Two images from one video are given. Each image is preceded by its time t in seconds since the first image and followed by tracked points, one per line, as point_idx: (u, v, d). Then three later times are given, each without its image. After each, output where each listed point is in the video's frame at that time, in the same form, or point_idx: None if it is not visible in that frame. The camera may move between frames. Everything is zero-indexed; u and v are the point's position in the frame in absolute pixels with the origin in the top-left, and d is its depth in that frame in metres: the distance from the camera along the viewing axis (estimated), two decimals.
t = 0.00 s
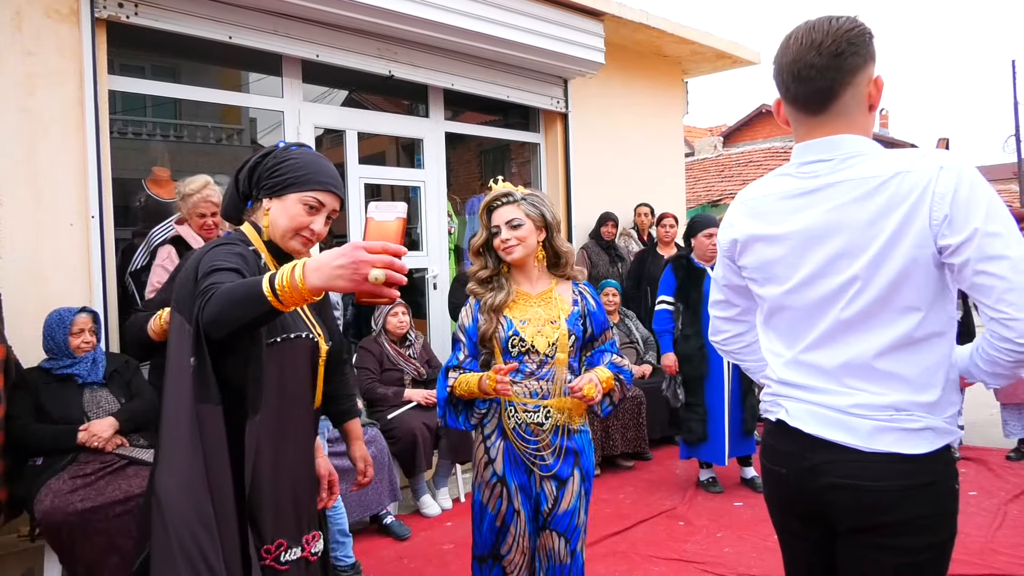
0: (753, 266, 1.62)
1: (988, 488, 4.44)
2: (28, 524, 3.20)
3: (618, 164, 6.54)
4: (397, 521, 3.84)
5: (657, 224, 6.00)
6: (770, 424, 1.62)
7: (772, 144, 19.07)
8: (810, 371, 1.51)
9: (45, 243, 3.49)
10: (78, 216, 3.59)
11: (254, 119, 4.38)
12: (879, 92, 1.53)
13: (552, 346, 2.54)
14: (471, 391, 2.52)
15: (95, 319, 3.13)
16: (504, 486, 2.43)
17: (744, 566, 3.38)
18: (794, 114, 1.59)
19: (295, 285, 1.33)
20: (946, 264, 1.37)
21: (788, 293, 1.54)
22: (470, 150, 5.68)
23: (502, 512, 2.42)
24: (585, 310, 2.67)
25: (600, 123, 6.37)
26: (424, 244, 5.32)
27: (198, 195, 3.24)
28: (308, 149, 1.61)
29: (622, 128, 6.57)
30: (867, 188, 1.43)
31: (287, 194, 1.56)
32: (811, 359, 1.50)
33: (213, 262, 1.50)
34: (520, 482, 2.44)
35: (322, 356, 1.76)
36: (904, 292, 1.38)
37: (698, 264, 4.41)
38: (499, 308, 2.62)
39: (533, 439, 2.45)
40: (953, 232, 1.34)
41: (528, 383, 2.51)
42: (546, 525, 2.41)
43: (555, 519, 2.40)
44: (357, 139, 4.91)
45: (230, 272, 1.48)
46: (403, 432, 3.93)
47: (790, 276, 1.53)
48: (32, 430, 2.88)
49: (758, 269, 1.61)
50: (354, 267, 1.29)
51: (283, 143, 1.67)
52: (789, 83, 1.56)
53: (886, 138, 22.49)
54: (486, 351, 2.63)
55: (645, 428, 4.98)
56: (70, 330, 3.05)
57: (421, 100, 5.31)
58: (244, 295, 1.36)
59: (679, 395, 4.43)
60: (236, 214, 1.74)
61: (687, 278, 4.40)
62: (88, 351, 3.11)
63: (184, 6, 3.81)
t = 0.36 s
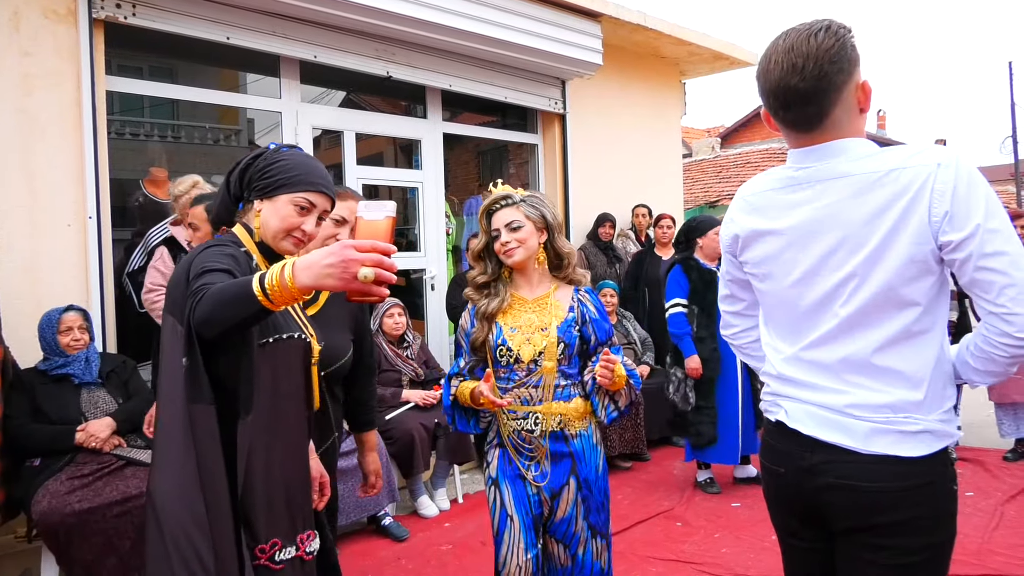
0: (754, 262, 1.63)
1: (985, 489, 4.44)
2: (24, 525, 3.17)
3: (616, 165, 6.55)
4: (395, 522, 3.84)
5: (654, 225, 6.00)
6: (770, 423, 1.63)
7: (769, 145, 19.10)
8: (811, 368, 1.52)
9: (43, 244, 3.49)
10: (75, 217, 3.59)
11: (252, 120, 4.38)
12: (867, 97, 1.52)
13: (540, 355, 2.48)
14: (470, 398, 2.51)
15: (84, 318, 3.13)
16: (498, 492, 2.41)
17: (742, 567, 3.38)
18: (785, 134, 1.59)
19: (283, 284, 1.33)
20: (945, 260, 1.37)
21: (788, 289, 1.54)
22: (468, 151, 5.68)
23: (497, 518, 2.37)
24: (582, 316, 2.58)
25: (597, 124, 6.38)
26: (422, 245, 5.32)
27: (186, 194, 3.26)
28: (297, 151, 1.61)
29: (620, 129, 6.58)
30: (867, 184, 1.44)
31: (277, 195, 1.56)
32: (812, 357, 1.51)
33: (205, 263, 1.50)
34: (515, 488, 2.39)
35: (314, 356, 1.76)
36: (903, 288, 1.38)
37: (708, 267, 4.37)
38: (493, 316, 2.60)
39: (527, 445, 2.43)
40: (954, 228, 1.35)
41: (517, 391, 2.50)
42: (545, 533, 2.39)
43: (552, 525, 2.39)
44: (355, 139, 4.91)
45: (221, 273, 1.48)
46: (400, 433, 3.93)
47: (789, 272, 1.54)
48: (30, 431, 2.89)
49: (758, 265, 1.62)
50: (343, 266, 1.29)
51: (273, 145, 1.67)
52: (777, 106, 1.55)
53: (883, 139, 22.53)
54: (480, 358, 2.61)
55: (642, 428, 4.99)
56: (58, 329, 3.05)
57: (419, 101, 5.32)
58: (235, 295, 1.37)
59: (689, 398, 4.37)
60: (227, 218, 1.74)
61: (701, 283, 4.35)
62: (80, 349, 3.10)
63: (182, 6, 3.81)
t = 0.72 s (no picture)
0: (763, 270, 1.60)
1: (983, 490, 4.45)
2: (22, 526, 3.19)
3: (614, 166, 6.56)
4: (393, 523, 3.82)
5: (652, 225, 6.00)
6: (781, 430, 1.62)
7: (767, 145, 19.11)
8: (824, 377, 1.50)
9: (41, 245, 3.49)
10: (74, 217, 3.59)
11: (250, 120, 4.37)
12: (883, 103, 1.54)
13: (518, 358, 2.35)
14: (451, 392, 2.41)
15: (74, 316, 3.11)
16: (474, 495, 2.31)
17: (740, 568, 3.38)
18: (800, 134, 1.61)
19: (276, 284, 1.32)
20: (968, 269, 1.39)
21: (804, 297, 1.52)
22: (467, 151, 5.68)
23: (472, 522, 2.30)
24: (569, 320, 2.40)
25: (596, 125, 6.38)
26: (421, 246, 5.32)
27: (189, 194, 3.25)
28: (293, 151, 1.61)
29: (618, 129, 6.58)
30: (887, 193, 1.43)
31: (273, 195, 1.56)
32: (826, 366, 1.49)
33: (199, 263, 1.50)
34: (488, 493, 2.29)
35: (311, 356, 1.76)
36: (927, 296, 1.39)
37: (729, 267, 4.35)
38: (480, 315, 2.51)
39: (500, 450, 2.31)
40: (981, 239, 1.37)
41: (496, 392, 2.38)
42: (518, 542, 2.27)
43: (526, 533, 2.26)
44: (353, 140, 4.91)
45: (216, 274, 1.48)
46: (398, 433, 3.93)
47: (804, 280, 1.51)
48: (29, 431, 2.88)
49: (768, 273, 1.59)
50: (335, 265, 1.29)
51: (268, 146, 1.67)
52: (792, 108, 1.57)
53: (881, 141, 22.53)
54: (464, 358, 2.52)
55: (641, 429, 4.99)
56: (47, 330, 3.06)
57: (417, 101, 5.31)
58: (228, 295, 1.37)
59: (716, 397, 4.32)
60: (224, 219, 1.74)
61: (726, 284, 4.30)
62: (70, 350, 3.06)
63: (180, 6, 3.81)
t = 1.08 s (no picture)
0: (774, 286, 1.62)
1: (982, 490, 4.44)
2: (20, 526, 3.21)
3: (613, 165, 6.56)
4: (391, 523, 3.82)
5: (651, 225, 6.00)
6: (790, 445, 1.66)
7: (766, 145, 19.10)
8: (837, 392, 1.54)
9: (38, 245, 3.48)
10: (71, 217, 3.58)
11: (248, 120, 4.37)
12: (897, 119, 1.64)
13: (517, 367, 2.32)
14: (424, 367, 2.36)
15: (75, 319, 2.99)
16: (462, 499, 2.32)
17: (739, 568, 3.38)
18: (815, 130, 1.66)
19: (263, 281, 1.33)
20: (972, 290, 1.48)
21: (818, 314, 1.55)
22: (466, 151, 5.68)
23: (460, 523, 2.32)
24: (566, 328, 2.39)
25: (595, 124, 6.38)
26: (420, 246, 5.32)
27: (189, 192, 3.22)
28: (291, 152, 1.61)
29: (617, 129, 6.58)
30: (900, 211, 1.47)
31: (270, 194, 1.56)
32: (841, 381, 1.52)
33: (194, 263, 1.52)
34: (478, 497, 2.28)
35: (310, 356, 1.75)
36: (939, 312, 1.45)
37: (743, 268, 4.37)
38: (473, 321, 2.45)
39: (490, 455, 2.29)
40: (985, 260, 1.44)
41: (490, 401, 2.34)
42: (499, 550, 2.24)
43: (508, 541, 2.23)
44: (352, 140, 4.91)
45: (209, 273, 1.49)
46: (397, 433, 3.93)
47: (819, 297, 1.54)
48: (27, 432, 2.87)
49: (780, 289, 1.61)
50: (321, 262, 1.29)
51: (267, 146, 1.67)
52: (815, 105, 1.62)
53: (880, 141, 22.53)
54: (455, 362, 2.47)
55: (640, 430, 5.00)
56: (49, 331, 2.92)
57: (416, 101, 5.31)
58: (217, 293, 1.38)
59: (744, 395, 4.29)
60: (222, 217, 1.73)
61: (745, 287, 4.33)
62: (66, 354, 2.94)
63: (178, 6, 3.80)
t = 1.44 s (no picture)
0: (802, 281, 1.74)
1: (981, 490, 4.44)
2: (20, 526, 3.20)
3: (613, 165, 6.56)
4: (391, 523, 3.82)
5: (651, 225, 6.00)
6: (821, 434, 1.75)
7: (766, 145, 19.07)
8: (870, 376, 1.66)
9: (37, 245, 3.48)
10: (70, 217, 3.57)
11: (248, 120, 4.37)
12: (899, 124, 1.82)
13: (516, 365, 2.31)
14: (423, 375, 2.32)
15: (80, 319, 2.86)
16: (465, 504, 2.31)
17: (738, 567, 3.37)
18: (830, 132, 1.79)
19: (250, 280, 1.33)
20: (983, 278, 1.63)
21: (850, 304, 1.67)
22: (466, 151, 5.68)
23: (465, 530, 2.31)
24: (564, 323, 2.40)
25: (594, 124, 6.38)
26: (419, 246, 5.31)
27: (187, 192, 3.22)
28: (288, 153, 1.61)
29: (616, 129, 6.58)
30: (921, 205, 1.62)
31: (266, 195, 1.56)
32: (872, 367, 1.65)
33: (187, 263, 1.53)
34: (482, 502, 2.28)
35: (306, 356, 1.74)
36: (962, 298, 1.59)
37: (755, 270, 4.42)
38: (467, 319, 2.43)
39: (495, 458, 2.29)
40: (993, 248, 1.60)
41: (492, 400, 2.33)
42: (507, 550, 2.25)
43: (515, 543, 2.23)
44: (352, 140, 4.91)
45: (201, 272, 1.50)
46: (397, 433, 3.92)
47: (853, 288, 1.66)
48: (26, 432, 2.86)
49: (809, 284, 1.72)
50: (308, 261, 1.29)
51: (263, 146, 1.67)
52: (830, 108, 1.76)
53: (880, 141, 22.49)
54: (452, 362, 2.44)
55: (639, 428, 5.00)
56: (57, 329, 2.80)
57: (416, 101, 5.31)
58: (203, 292, 1.38)
59: (762, 394, 4.29)
60: (218, 217, 1.72)
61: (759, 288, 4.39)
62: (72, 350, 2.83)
63: (177, 6, 3.80)
